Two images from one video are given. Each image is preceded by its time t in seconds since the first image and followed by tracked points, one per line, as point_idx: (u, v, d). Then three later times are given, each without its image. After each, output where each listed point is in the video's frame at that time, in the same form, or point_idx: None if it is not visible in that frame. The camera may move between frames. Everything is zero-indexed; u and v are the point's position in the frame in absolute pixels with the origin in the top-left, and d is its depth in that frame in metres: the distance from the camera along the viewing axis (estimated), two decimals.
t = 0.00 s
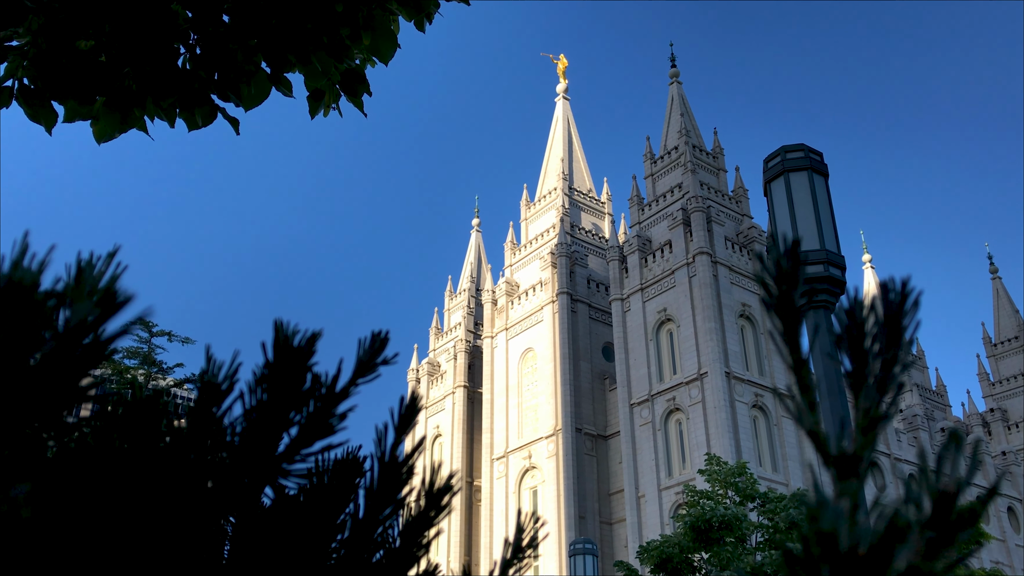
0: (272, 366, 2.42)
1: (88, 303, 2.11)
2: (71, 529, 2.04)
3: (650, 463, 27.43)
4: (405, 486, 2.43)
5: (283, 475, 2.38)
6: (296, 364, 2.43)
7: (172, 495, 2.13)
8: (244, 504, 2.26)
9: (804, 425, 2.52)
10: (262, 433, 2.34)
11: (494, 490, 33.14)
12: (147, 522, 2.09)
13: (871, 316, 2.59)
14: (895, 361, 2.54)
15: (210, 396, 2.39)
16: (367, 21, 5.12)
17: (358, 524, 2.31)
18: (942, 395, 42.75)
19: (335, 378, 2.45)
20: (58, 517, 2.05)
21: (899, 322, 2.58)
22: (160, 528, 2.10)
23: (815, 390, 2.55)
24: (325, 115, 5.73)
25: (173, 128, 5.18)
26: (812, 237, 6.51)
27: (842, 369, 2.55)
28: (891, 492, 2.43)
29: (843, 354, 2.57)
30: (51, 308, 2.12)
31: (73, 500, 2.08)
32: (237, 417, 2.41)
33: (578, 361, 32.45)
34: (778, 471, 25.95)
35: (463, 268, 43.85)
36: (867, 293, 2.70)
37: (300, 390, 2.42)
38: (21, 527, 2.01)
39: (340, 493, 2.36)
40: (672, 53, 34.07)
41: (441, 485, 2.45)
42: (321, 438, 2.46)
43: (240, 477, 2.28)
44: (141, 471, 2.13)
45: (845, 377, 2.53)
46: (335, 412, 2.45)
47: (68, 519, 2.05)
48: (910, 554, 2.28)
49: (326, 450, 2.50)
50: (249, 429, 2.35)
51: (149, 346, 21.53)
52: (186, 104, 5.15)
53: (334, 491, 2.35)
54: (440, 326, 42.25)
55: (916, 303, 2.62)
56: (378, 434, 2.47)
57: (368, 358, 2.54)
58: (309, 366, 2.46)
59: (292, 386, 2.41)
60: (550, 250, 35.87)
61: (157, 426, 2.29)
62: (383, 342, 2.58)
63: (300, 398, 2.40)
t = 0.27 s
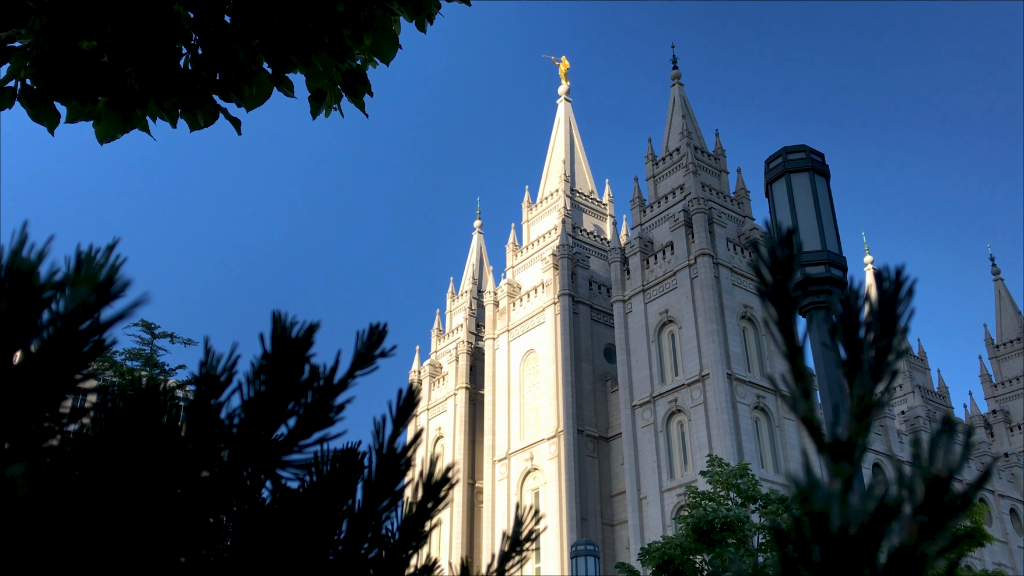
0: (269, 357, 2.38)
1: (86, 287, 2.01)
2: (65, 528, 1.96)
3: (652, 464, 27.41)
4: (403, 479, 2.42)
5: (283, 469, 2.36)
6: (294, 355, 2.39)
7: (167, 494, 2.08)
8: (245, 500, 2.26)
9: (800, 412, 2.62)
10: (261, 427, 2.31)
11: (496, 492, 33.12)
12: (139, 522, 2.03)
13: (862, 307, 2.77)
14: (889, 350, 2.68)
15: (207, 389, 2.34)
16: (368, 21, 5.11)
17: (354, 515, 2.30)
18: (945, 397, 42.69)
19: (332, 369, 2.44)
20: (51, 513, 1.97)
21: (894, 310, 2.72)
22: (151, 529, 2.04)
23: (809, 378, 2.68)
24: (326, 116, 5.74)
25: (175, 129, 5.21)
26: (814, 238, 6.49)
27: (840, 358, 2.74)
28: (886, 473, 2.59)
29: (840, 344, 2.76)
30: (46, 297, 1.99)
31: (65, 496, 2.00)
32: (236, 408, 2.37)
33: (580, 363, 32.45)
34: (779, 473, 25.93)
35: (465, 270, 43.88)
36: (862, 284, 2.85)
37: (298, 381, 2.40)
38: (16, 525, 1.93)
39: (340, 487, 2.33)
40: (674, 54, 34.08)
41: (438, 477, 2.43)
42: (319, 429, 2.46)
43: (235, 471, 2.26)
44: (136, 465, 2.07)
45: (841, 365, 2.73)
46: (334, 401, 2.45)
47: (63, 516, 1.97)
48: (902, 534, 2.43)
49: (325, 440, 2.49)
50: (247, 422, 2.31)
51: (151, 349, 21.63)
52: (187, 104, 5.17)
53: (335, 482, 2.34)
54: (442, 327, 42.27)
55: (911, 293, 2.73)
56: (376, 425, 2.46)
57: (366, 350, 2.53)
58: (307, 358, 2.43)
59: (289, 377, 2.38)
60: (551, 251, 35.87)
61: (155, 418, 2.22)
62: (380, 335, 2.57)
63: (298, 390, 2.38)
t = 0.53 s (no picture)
0: (271, 344, 2.35)
1: (88, 266, 2.02)
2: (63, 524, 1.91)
3: (655, 465, 27.38)
4: (405, 465, 2.41)
5: (284, 458, 2.35)
6: (296, 341, 2.36)
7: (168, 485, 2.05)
8: (248, 490, 2.26)
9: (797, 392, 2.63)
10: (261, 413, 2.29)
11: (499, 493, 33.09)
12: (143, 515, 2.00)
13: (863, 288, 2.71)
14: (888, 331, 2.64)
15: (209, 377, 2.30)
16: (372, 22, 5.10)
17: (355, 503, 2.27)
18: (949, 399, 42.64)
19: (332, 356, 2.44)
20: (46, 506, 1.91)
21: (892, 294, 2.64)
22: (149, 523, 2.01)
23: (806, 359, 2.67)
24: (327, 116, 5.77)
25: (178, 129, 5.24)
26: (817, 239, 6.47)
27: (838, 340, 2.73)
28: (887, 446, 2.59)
29: (840, 327, 2.74)
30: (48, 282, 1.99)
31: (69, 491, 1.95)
32: (237, 395, 2.33)
33: (583, 364, 32.44)
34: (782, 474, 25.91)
35: (468, 272, 43.90)
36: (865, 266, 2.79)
37: (299, 370, 2.37)
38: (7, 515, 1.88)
39: (345, 476, 2.31)
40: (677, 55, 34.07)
41: (440, 463, 2.41)
42: (320, 417, 2.45)
43: (223, 467, 2.20)
44: (138, 459, 2.03)
45: (840, 347, 2.73)
46: (335, 388, 2.45)
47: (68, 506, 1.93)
48: (900, 508, 2.44)
49: (325, 427, 2.48)
50: (248, 408, 2.30)
51: (154, 350, 21.61)
52: (190, 105, 5.20)
53: (340, 473, 2.32)
54: (445, 329, 42.28)
55: (910, 275, 2.67)
56: (376, 414, 2.46)
57: (367, 340, 2.54)
58: (308, 345, 2.42)
59: (289, 365, 2.35)
60: (554, 252, 35.87)
61: (153, 410, 2.17)
62: (381, 324, 2.58)
63: (300, 378, 2.37)
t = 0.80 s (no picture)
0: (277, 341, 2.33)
1: (96, 261, 2.03)
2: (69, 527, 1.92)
3: (660, 466, 27.35)
4: (411, 461, 2.39)
5: (290, 454, 2.33)
6: (302, 338, 2.34)
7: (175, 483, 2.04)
8: (252, 487, 2.22)
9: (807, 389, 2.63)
10: (267, 411, 2.27)
11: (503, 493, 33.08)
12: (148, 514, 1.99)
13: (870, 285, 2.73)
14: (896, 326, 2.64)
15: (215, 374, 2.27)
16: (375, 20, 5.15)
17: (361, 502, 2.26)
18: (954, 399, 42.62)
19: (338, 353, 2.42)
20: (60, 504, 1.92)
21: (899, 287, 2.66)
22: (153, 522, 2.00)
23: (815, 355, 2.67)
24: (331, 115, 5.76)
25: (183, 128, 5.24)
26: (821, 238, 6.48)
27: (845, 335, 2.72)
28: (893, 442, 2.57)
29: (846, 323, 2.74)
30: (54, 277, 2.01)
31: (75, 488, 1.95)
32: (243, 393, 2.31)
33: (586, 364, 32.41)
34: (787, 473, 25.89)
35: (472, 272, 43.91)
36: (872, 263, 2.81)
37: (305, 368, 2.34)
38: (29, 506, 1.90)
39: (349, 475, 2.29)
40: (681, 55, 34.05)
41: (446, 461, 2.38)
42: (325, 413, 2.44)
43: (226, 466, 2.19)
44: (142, 459, 2.03)
45: (847, 343, 2.71)
46: (340, 385, 2.43)
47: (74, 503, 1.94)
48: (910, 501, 2.43)
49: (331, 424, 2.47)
50: (254, 404, 2.27)
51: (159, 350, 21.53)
52: (194, 104, 5.21)
53: (346, 472, 2.30)
54: (449, 329, 42.29)
55: (918, 271, 2.67)
56: (382, 411, 2.44)
57: (372, 336, 2.52)
58: (314, 343, 2.39)
59: (294, 363, 2.33)
60: (558, 252, 35.85)
61: (159, 408, 2.16)
62: (387, 322, 2.56)
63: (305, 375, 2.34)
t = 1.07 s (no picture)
0: (281, 334, 2.35)
1: (98, 251, 2.11)
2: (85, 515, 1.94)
3: (665, 465, 27.33)
4: (415, 454, 2.40)
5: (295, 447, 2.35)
6: (306, 330, 2.37)
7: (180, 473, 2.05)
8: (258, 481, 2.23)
9: (806, 378, 2.65)
10: (272, 403, 2.29)
11: (508, 492, 33.07)
12: (157, 509, 2.00)
13: (871, 274, 2.73)
14: (896, 314, 2.64)
15: (220, 366, 2.29)
16: (379, 19, 5.15)
17: (365, 493, 2.26)
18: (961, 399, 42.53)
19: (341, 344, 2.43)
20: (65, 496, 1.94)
21: (901, 274, 2.67)
22: (160, 518, 2.00)
23: (816, 344, 2.68)
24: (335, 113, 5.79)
25: (188, 127, 5.27)
26: (827, 236, 6.45)
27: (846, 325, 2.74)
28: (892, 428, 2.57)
29: (848, 313, 2.75)
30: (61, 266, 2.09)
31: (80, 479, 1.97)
32: (247, 385, 2.33)
33: (591, 363, 32.39)
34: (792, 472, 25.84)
35: (477, 271, 43.93)
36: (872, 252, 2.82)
37: (309, 359, 2.36)
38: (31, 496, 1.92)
39: (354, 469, 2.30)
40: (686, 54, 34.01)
41: (448, 452, 2.39)
42: (329, 406, 2.45)
43: (233, 457, 2.22)
44: (149, 453, 2.04)
45: (848, 332, 2.73)
46: (345, 376, 2.45)
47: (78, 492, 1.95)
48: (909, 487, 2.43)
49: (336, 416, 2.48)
50: (259, 396, 2.29)
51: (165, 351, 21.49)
52: (199, 103, 5.24)
53: (352, 465, 2.32)
54: (454, 328, 42.31)
55: (917, 260, 2.69)
56: (386, 403, 2.45)
57: (376, 330, 2.53)
58: (318, 335, 2.41)
59: (299, 354, 2.35)
60: (563, 252, 35.83)
61: (164, 399, 2.18)
62: (391, 314, 2.58)
63: (309, 367, 2.36)
